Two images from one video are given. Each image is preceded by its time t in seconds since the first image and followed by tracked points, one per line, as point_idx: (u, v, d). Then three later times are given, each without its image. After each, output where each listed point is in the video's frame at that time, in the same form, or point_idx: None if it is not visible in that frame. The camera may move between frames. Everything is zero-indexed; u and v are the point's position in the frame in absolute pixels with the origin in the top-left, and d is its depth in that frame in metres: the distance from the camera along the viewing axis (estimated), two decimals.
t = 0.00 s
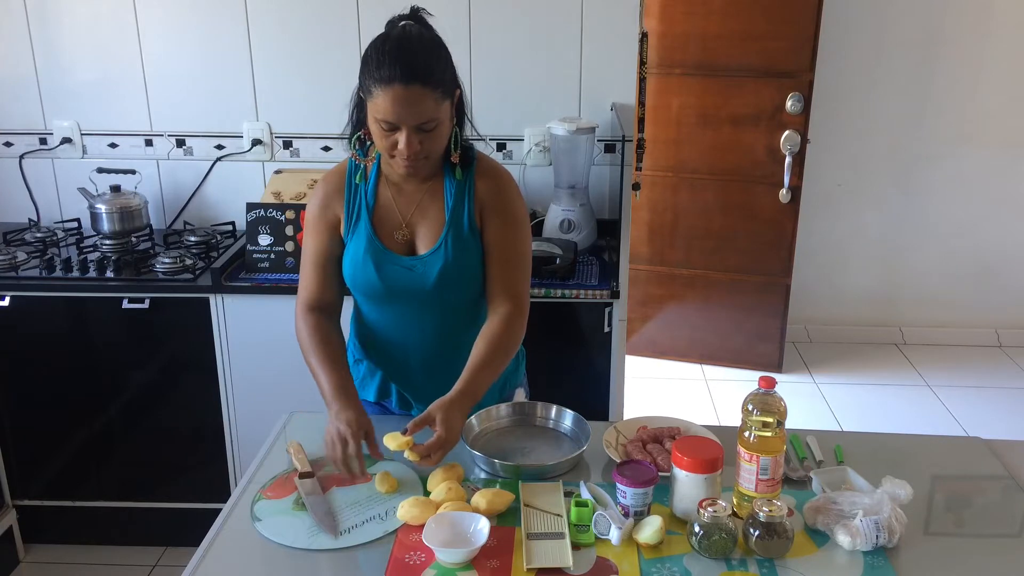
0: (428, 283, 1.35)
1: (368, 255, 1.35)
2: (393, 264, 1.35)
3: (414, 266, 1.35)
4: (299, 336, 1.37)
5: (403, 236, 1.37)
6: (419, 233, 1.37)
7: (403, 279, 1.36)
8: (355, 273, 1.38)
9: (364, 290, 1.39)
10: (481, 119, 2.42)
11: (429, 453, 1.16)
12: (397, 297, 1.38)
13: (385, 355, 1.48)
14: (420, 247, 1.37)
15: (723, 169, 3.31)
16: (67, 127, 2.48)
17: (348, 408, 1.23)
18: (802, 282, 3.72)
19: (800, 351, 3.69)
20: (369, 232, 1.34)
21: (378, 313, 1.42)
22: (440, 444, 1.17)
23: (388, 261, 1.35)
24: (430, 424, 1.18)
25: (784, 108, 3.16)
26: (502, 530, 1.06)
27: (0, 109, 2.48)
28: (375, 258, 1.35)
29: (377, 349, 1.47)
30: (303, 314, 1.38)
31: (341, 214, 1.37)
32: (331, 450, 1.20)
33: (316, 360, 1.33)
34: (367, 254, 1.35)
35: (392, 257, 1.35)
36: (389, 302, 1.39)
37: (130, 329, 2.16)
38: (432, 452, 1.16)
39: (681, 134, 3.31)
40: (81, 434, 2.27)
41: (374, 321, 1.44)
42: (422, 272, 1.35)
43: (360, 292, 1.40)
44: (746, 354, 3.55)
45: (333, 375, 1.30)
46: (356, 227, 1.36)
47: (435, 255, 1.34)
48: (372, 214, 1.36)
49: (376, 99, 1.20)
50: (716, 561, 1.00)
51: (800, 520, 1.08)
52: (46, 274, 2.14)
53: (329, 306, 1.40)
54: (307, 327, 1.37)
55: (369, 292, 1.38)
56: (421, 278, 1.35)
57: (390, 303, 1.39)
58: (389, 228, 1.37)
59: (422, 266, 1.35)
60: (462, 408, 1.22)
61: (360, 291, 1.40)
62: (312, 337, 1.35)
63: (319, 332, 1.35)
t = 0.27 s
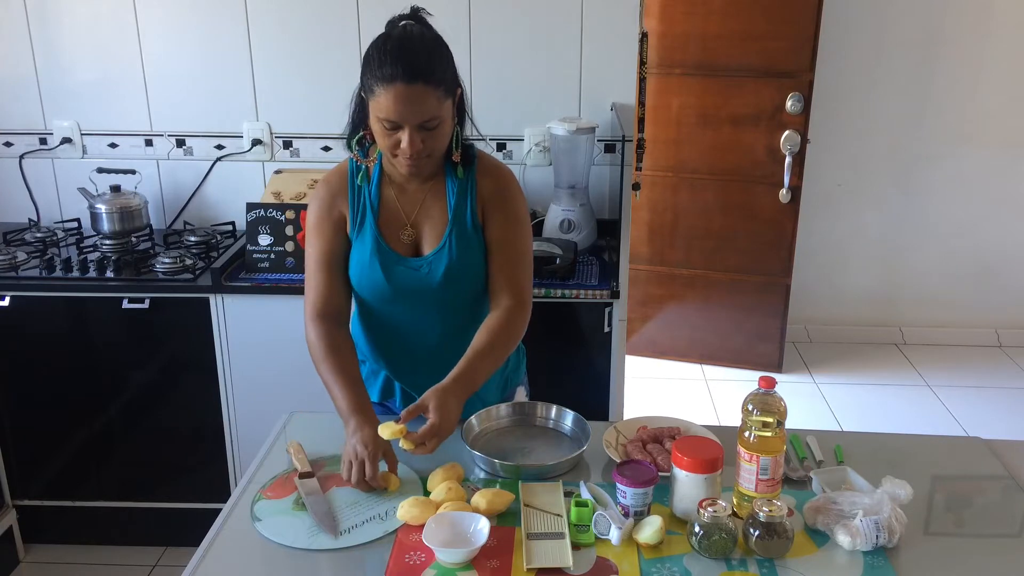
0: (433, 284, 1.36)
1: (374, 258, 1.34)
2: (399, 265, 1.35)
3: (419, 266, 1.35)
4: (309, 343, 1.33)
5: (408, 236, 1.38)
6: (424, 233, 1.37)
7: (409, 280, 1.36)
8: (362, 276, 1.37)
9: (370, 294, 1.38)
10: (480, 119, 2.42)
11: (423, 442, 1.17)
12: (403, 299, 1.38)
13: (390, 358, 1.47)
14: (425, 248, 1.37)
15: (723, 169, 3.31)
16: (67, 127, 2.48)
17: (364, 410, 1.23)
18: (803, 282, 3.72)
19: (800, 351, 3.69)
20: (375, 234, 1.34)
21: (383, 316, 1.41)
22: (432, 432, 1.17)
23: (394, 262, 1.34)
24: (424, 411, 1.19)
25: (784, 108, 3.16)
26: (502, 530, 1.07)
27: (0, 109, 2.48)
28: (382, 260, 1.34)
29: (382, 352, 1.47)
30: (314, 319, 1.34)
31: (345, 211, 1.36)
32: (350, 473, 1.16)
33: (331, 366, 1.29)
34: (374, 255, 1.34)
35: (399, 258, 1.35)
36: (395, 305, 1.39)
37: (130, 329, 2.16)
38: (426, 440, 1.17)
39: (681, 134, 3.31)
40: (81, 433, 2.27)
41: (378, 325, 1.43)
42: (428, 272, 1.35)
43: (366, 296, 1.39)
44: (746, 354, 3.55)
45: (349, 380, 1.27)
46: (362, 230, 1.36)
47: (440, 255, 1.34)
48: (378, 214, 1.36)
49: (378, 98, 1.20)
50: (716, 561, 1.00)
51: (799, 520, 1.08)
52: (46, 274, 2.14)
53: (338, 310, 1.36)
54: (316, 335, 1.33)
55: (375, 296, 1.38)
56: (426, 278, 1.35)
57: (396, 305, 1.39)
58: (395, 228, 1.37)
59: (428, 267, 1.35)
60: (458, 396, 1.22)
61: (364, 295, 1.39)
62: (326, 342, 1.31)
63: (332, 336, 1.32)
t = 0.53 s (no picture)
0: (432, 283, 1.36)
1: (373, 255, 1.35)
2: (398, 263, 1.35)
3: (418, 265, 1.35)
4: (304, 341, 1.35)
5: (408, 235, 1.37)
6: (424, 232, 1.37)
7: (407, 278, 1.36)
8: (359, 274, 1.37)
9: (368, 291, 1.38)
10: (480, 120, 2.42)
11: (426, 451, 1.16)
12: (401, 297, 1.38)
13: (389, 357, 1.47)
14: (424, 247, 1.37)
15: (723, 169, 3.31)
16: (67, 127, 2.48)
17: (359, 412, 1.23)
18: (803, 282, 3.73)
19: (800, 351, 3.69)
20: (374, 232, 1.35)
21: (382, 314, 1.41)
22: (437, 443, 1.17)
23: (393, 260, 1.34)
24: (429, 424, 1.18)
25: (784, 108, 3.16)
26: (502, 530, 1.06)
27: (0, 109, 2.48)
28: (379, 258, 1.34)
29: (381, 350, 1.47)
30: (309, 317, 1.35)
31: (345, 211, 1.37)
32: (343, 464, 1.17)
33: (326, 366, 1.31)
34: (371, 253, 1.35)
35: (395, 257, 1.35)
36: (392, 302, 1.39)
37: (130, 329, 2.16)
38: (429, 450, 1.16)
39: (681, 134, 3.31)
40: (81, 434, 2.27)
41: (377, 323, 1.43)
42: (427, 271, 1.35)
43: (364, 294, 1.39)
44: (746, 354, 3.55)
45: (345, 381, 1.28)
46: (361, 228, 1.36)
47: (439, 254, 1.34)
48: (377, 211, 1.36)
49: (382, 94, 1.20)
50: (716, 561, 1.00)
51: (799, 520, 1.08)
52: (46, 274, 2.14)
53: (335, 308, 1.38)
54: (311, 335, 1.34)
55: (373, 293, 1.38)
56: (425, 277, 1.35)
57: (394, 303, 1.39)
58: (395, 227, 1.37)
59: (426, 266, 1.35)
60: (462, 406, 1.22)
61: (364, 293, 1.39)
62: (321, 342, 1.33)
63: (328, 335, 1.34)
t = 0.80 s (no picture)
0: (432, 283, 1.35)
1: (371, 253, 1.35)
2: (396, 261, 1.35)
3: (417, 263, 1.35)
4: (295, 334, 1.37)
5: (406, 234, 1.37)
6: (422, 231, 1.37)
7: (405, 275, 1.35)
8: (358, 272, 1.38)
9: (367, 289, 1.38)
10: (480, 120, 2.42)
11: (429, 437, 1.16)
12: (400, 295, 1.38)
13: (389, 358, 1.47)
14: (423, 245, 1.37)
15: (723, 169, 3.31)
16: (67, 127, 2.48)
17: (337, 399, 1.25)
18: (803, 283, 3.73)
19: (800, 351, 3.69)
20: (371, 230, 1.36)
21: (381, 311, 1.42)
22: (439, 432, 1.17)
23: (391, 258, 1.35)
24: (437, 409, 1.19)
25: (784, 108, 3.16)
26: (502, 530, 1.06)
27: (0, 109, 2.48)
28: (377, 255, 1.35)
29: (381, 350, 1.47)
30: (303, 311, 1.38)
31: (343, 211, 1.39)
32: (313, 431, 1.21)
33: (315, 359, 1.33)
34: (370, 251, 1.35)
35: (393, 255, 1.35)
36: (391, 300, 1.39)
37: (130, 329, 2.16)
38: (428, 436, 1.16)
39: (681, 134, 3.31)
40: (81, 434, 2.27)
41: (377, 320, 1.44)
42: (425, 270, 1.35)
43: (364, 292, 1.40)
44: (746, 354, 3.55)
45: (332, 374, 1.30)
46: (358, 225, 1.37)
47: (439, 254, 1.34)
48: (375, 210, 1.37)
49: (383, 94, 1.20)
50: (716, 562, 1.00)
51: (800, 520, 1.08)
52: (46, 274, 2.14)
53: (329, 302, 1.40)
54: (301, 331, 1.36)
55: (372, 291, 1.38)
56: (424, 275, 1.35)
57: (392, 300, 1.39)
58: (394, 227, 1.38)
59: (426, 265, 1.35)
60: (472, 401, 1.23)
61: (363, 291, 1.40)
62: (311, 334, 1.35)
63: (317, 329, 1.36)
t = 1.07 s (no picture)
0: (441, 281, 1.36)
1: (378, 254, 1.34)
2: (404, 262, 1.34)
3: (426, 262, 1.34)
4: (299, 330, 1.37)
5: (412, 234, 1.37)
6: (429, 231, 1.37)
7: (413, 274, 1.35)
8: (363, 272, 1.37)
9: (372, 288, 1.38)
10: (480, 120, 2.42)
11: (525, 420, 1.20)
12: (407, 293, 1.38)
13: (394, 354, 1.47)
14: (430, 244, 1.36)
15: (723, 169, 3.31)
16: (67, 127, 2.48)
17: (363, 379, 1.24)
18: (803, 283, 3.73)
19: (800, 351, 3.69)
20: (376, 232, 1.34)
21: (386, 310, 1.41)
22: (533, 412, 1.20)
23: (399, 259, 1.34)
24: (521, 396, 1.23)
25: (784, 108, 3.16)
26: (502, 530, 1.07)
27: None
28: (383, 256, 1.34)
29: (384, 348, 1.47)
30: (303, 308, 1.38)
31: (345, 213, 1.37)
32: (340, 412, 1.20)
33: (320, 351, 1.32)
34: (375, 253, 1.34)
35: (400, 254, 1.34)
36: (397, 299, 1.38)
37: (130, 329, 2.16)
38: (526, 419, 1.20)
39: (681, 134, 3.31)
40: (81, 434, 2.27)
41: (381, 319, 1.43)
42: (435, 268, 1.35)
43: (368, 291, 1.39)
44: (746, 354, 3.55)
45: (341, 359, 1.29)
46: (361, 228, 1.35)
47: (448, 253, 1.34)
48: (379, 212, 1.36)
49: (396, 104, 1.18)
50: (716, 561, 1.00)
51: (799, 520, 1.08)
52: (46, 274, 2.14)
53: (330, 302, 1.41)
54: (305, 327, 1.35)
55: (377, 290, 1.38)
56: (433, 273, 1.35)
57: (399, 299, 1.39)
58: (400, 228, 1.37)
59: (435, 264, 1.35)
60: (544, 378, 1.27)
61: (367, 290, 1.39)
62: (312, 328, 1.35)
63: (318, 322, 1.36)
